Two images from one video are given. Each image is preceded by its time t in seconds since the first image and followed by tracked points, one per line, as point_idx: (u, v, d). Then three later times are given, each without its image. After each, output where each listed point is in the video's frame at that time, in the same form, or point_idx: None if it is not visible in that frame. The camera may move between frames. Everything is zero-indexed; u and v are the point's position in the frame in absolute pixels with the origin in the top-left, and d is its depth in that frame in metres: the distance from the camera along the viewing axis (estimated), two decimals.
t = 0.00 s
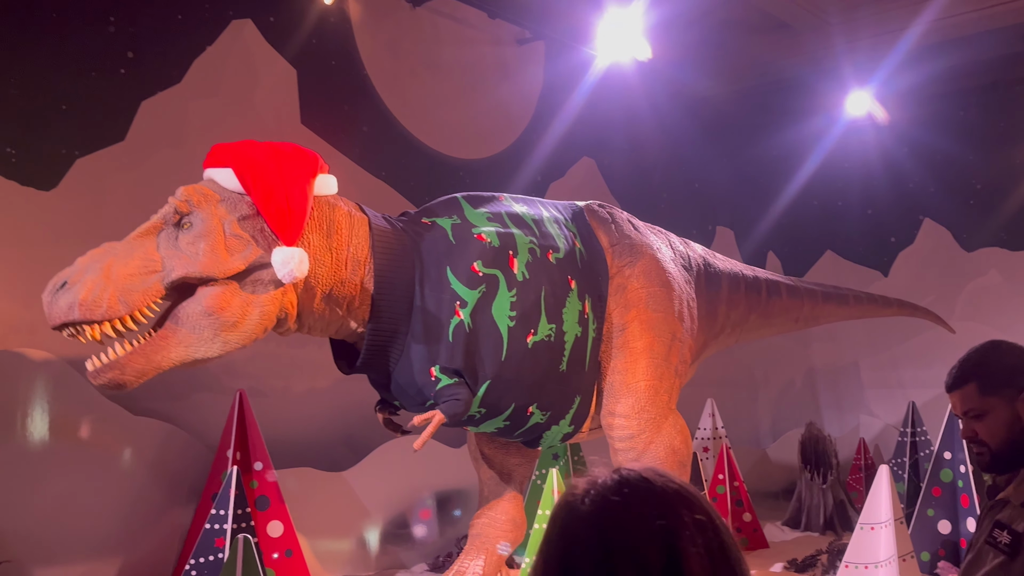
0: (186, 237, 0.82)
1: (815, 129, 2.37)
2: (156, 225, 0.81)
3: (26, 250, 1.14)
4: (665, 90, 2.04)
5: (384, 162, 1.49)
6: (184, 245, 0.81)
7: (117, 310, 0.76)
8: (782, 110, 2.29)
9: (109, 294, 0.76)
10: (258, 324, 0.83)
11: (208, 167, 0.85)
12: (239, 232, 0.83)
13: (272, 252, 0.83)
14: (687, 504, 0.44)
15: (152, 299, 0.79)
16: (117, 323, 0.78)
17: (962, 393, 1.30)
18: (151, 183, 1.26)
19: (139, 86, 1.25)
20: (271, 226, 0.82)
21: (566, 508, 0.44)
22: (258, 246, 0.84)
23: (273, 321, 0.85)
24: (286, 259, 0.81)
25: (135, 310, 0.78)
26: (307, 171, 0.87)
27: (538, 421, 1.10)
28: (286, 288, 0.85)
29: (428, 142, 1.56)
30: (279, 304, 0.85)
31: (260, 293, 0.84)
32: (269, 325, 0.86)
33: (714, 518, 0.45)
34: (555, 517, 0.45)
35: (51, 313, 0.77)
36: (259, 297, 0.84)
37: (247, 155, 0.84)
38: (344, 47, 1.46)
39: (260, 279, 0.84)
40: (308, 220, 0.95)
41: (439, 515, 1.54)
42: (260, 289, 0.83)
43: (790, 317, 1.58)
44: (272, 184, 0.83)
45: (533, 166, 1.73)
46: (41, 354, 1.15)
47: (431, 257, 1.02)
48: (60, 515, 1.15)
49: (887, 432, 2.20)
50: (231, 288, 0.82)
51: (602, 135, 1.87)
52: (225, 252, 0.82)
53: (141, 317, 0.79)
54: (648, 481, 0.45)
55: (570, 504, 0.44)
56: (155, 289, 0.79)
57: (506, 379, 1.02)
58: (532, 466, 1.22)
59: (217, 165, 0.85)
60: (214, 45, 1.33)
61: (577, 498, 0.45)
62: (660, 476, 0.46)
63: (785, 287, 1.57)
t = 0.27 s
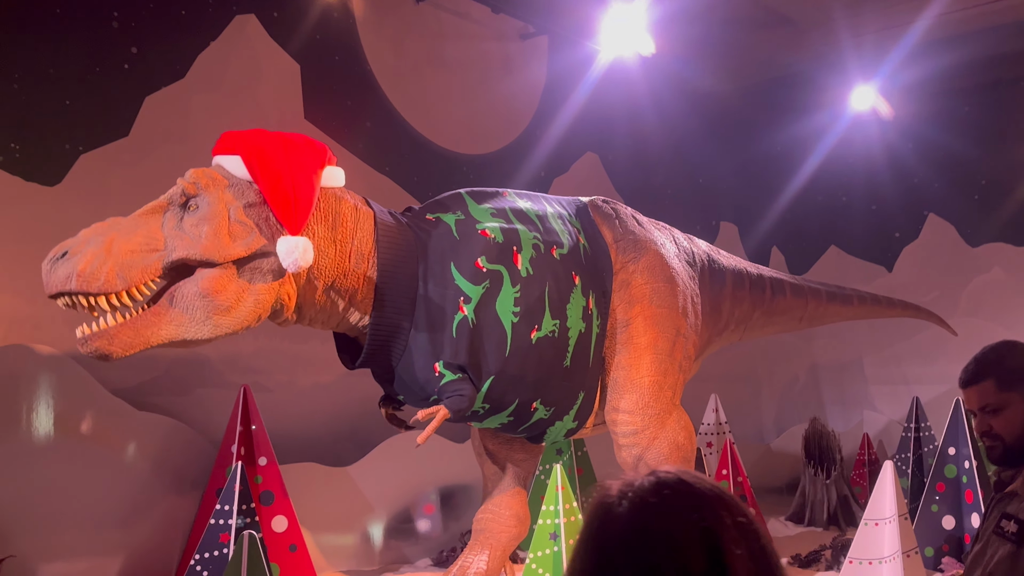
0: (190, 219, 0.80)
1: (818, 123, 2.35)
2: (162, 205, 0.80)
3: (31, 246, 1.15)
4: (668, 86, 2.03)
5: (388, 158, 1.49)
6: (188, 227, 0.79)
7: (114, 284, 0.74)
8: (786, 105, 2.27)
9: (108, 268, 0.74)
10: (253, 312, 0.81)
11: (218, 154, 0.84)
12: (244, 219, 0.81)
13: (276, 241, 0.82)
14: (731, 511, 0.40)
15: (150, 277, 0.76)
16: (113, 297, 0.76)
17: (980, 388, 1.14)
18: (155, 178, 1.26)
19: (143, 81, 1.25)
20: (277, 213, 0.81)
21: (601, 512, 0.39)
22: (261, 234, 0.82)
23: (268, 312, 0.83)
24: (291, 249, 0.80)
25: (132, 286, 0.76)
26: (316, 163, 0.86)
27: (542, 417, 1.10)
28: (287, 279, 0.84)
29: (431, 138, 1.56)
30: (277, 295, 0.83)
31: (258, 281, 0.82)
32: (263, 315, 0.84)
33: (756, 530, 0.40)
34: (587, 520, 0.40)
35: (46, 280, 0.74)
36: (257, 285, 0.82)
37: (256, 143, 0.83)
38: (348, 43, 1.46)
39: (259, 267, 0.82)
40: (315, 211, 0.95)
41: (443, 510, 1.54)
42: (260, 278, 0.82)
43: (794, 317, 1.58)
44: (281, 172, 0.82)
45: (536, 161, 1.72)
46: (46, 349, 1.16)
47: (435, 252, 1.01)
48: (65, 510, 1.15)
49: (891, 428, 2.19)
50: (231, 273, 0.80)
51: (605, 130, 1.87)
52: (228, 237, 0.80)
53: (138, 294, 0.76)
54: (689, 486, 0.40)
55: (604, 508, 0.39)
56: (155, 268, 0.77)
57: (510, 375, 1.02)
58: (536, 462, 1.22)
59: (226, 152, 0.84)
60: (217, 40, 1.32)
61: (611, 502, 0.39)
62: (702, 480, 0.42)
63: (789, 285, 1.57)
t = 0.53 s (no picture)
0: (199, 205, 0.82)
1: (825, 116, 2.33)
2: (171, 189, 0.82)
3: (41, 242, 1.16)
4: (673, 79, 2.02)
5: (394, 153, 1.49)
6: (195, 213, 0.82)
7: (119, 266, 0.77)
8: (792, 97, 2.26)
9: (114, 249, 0.76)
10: (253, 301, 0.83)
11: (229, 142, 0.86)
12: (252, 208, 0.83)
13: (284, 230, 0.84)
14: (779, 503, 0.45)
15: (155, 260, 0.79)
16: (118, 278, 0.78)
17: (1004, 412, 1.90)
18: (162, 174, 1.27)
19: (149, 77, 1.26)
20: (286, 204, 0.83)
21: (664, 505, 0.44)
22: (268, 224, 0.84)
23: (269, 301, 0.85)
24: (298, 239, 0.83)
25: (137, 268, 0.78)
26: (325, 153, 0.88)
27: (547, 412, 1.10)
28: (290, 270, 0.86)
29: (436, 132, 1.56)
30: (279, 285, 0.85)
31: (260, 272, 0.84)
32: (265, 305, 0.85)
33: (802, 516, 0.46)
34: (649, 514, 0.45)
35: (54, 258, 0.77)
36: (259, 275, 0.84)
37: (268, 133, 0.85)
38: (353, 38, 1.46)
39: (264, 257, 0.84)
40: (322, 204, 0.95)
41: (449, 504, 1.55)
42: (263, 268, 0.84)
43: (799, 314, 1.58)
44: (291, 164, 0.84)
45: (540, 156, 1.72)
46: (55, 344, 1.16)
47: (441, 247, 1.02)
48: (75, 503, 1.17)
49: (897, 422, 2.20)
50: (234, 261, 0.82)
51: (609, 125, 1.86)
52: (235, 226, 0.82)
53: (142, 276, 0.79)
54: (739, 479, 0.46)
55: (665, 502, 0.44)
56: (160, 251, 0.80)
57: (515, 369, 1.02)
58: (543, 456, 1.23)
59: (236, 142, 0.86)
60: (223, 36, 1.33)
61: (671, 497, 0.44)
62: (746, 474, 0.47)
63: (795, 281, 1.57)
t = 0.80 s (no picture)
0: (213, 192, 0.83)
1: (835, 107, 2.31)
2: (186, 174, 0.83)
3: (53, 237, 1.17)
4: (683, 72, 2.01)
5: (403, 146, 1.49)
6: (209, 199, 0.82)
7: (131, 250, 0.77)
8: (801, 89, 2.26)
9: (128, 232, 0.77)
10: (263, 290, 0.83)
11: (244, 131, 0.87)
12: (266, 197, 0.84)
13: (297, 220, 0.85)
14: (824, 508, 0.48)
15: (168, 245, 0.79)
16: (131, 262, 0.78)
17: None
18: (173, 169, 1.27)
19: (159, 71, 1.26)
20: (300, 193, 0.83)
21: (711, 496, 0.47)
22: (280, 212, 0.84)
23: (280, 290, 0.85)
24: (311, 228, 0.83)
25: (149, 253, 0.78)
26: (339, 144, 0.88)
27: (557, 405, 1.10)
28: (301, 259, 0.86)
29: (445, 125, 1.56)
30: (290, 275, 0.86)
31: (272, 261, 0.84)
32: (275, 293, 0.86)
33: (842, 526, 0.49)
34: (694, 505, 0.47)
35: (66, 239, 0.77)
36: (271, 264, 0.84)
37: (283, 121, 0.85)
38: (362, 32, 1.46)
39: (276, 246, 0.85)
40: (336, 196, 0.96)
41: (459, 497, 1.55)
42: (275, 257, 0.84)
43: (809, 307, 1.58)
44: (306, 154, 0.84)
45: (549, 149, 1.72)
46: (68, 339, 1.17)
47: (451, 240, 1.01)
48: (88, 496, 1.18)
49: (908, 413, 2.19)
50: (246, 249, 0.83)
51: (618, 118, 1.85)
52: (248, 213, 0.83)
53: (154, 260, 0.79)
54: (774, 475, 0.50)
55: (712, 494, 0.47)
56: (173, 236, 0.80)
57: (525, 363, 1.02)
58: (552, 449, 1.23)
59: (252, 130, 0.86)
60: (232, 30, 1.33)
61: (715, 489, 0.48)
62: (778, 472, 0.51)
63: (805, 275, 1.56)
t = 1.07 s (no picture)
0: (226, 193, 0.83)
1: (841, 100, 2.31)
2: (197, 177, 0.82)
3: (62, 232, 1.17)
4: (687, 63, 2.00)
5: (409, 140, 1.49)
6: (223, 201, 0.82)
7: (155, 260, 0.78)
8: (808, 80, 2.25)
9: (149, 243, 0.77)
10: (291, 289, 0.85)
11: (253, 124, 0.86)
12: (280, 192, 0.84)
13: (310, 214, 0.85)
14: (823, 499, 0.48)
15: (189, 251, 0.80)
16: (155, 273, 0.79)
17: None
18: (180, 164, 1.28)
19: (165, 67, 1.26)
20: (313, 186, 0.83)
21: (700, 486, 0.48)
22: (296, 208, 0.85)
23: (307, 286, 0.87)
24: (323, 222, 0.84)
25: (173, 262, 0.79)
26: (349, 137, 0.88)
27: (564, 398, 1.10)
28: (321, 253, 0.87)
29: (450, 119, 1.56)
30: (313, 269, 0.86)
31: (295, 257, 0.85)
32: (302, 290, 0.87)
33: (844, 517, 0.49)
34: (690, 497, 0.47)
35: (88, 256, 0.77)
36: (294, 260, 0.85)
37: (294, 114, 0.85)
38: (368, 26, 1.46)
39: (296, 242, 0.85)
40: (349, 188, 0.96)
41: (466, 490, 1.56)
42: (296, 253, 0.85)
43: (816, 299, 1.57)
44: (316, 146, 0.84)
45: (554, 142, 1.71)
46: (78, 333, 1.18)
47: (458, 234, 1.01)
48: (99, 489, 1.19)
49: (916, 406, 2.19)
50: (268, 249, 0.84)
51: (623, 111, 1.85)
52: (265, 212, 0.83)
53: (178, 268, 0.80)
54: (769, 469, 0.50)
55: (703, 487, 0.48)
56: (193, 242, 0.80)
57: (531, 356, 1.02)
58: (559, 442, 1.24)
59: (262, 122, 0.86)
60: (238, 25, 1.33)
61: (712, 480, 0.48)
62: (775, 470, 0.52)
63: (812, 268, 1.56)
